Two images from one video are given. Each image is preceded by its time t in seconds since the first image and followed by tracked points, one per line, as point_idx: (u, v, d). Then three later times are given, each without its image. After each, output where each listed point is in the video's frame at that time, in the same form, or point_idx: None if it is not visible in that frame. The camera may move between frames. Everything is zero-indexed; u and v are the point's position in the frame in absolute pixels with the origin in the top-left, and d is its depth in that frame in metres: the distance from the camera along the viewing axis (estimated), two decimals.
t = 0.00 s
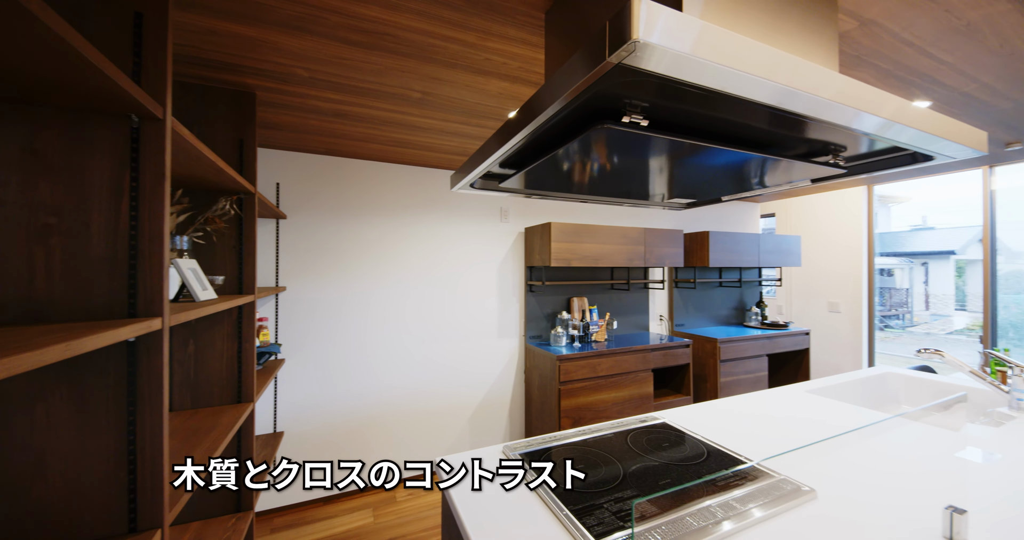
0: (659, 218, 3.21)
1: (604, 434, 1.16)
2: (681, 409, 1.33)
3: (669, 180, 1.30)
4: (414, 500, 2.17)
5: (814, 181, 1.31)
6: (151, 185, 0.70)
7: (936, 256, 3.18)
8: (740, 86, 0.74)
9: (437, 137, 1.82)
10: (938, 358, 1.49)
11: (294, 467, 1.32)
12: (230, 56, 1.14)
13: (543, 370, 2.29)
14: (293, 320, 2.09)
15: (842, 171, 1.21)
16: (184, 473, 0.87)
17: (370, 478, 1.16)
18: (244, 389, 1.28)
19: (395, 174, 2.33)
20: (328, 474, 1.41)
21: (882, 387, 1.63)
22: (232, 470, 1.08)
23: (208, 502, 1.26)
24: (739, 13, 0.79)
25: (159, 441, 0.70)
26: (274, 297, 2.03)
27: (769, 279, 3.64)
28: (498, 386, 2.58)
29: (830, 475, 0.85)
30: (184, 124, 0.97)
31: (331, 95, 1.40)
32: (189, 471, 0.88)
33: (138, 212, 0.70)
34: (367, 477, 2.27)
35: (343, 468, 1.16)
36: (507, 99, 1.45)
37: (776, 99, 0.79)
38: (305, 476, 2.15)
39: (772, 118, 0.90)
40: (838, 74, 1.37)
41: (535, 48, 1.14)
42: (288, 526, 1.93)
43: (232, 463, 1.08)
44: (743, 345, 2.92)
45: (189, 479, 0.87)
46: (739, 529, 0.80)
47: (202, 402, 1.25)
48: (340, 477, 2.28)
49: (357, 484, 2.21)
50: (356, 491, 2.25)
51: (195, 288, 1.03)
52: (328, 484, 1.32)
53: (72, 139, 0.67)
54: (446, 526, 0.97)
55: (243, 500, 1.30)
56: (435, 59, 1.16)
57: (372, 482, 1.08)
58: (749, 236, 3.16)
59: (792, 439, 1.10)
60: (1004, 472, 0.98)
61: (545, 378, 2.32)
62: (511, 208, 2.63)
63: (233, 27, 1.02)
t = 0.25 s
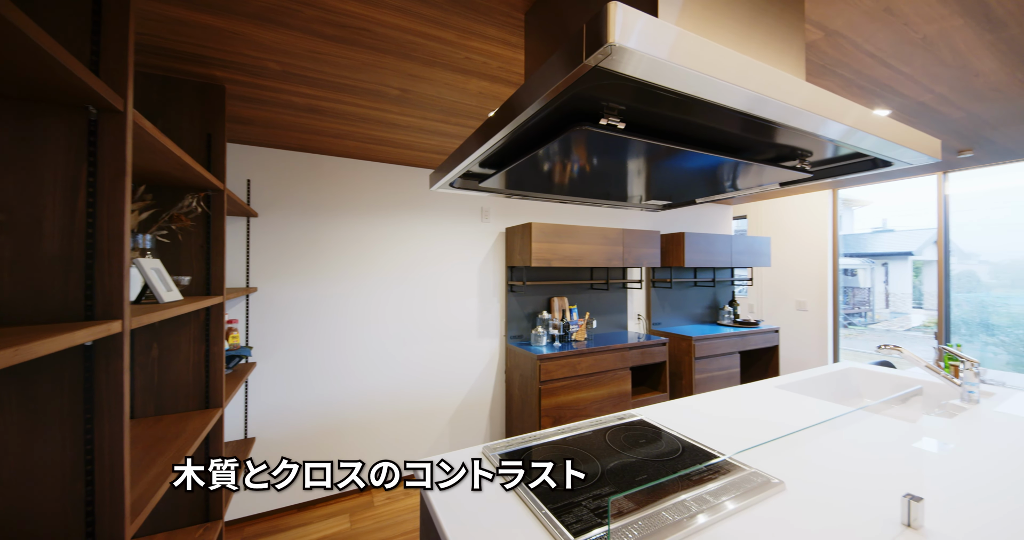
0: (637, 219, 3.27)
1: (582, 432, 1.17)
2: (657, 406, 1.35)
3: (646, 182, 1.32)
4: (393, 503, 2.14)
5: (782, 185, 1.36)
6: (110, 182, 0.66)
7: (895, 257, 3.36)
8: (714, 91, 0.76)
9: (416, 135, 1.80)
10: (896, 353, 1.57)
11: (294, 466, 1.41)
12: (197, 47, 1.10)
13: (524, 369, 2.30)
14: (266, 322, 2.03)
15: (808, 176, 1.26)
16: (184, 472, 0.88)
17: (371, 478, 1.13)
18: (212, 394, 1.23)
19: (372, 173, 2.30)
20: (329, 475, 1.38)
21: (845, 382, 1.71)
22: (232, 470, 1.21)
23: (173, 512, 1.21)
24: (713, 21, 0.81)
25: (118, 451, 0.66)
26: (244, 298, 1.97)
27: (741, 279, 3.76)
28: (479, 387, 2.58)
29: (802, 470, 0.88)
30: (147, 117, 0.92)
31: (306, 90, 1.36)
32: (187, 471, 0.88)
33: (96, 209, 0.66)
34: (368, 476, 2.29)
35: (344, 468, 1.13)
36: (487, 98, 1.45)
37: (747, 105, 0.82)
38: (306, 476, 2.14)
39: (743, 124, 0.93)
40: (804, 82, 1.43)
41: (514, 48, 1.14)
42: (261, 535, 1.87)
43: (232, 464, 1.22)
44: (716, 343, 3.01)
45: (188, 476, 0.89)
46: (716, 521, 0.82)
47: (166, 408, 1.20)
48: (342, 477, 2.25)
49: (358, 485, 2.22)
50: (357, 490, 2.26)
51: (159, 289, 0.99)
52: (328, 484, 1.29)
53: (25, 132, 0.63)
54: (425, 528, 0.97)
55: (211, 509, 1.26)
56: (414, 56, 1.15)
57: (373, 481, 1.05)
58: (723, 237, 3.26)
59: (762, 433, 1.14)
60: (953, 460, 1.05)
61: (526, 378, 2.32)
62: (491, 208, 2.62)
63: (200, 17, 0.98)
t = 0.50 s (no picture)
0: (616, 220, 3.32)
1: (563, 430, 1.18)
2: (634, 403, 1.38)
3: (624, 183, 1.34)
4: (371, 508, 2.10)
5: (754, 188, 1.41)
6: (66, 177, 0.62)
7: (859, 258, 3.53)
8: (689, 96, 0.77)
9: (395, 133, 1.78)
10: (860, 350, 1.64)
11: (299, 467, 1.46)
12: (162, 37, 1.05)
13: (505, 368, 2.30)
14: (237, 324, 1.96)
15: (777, 179, 1.31)
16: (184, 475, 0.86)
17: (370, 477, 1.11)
18: (180, 400, 1.19)
19: (350, 171, 2.26)
20: (330, 475, 1.35)
21: (812, 377, 1.78)
22: (229, 470, 1.33)
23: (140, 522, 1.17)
24: (689, 28, 0.84)
25: (75, 461, 0.63)
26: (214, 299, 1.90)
27: (716, 279, 3.88)
28: (460, 387, 2.56)
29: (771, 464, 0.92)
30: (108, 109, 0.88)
31: (280, 85, 1.33)
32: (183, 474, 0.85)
33: (50, 206, 0.62)
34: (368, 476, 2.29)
35: (343, 468, 1.11)
36: (467, 97, 1.44)
37: (721, 111, 0.84)
38: (305, 476, 2.15)
39: (717, 128, 0.96)
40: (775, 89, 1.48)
41: (494, 48, 1.14)
42: None
43: (229, 465, 1.35)
44: (692, 341, 3.09)
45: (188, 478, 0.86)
46: (690, 514, 0.85)
47: (130, 416, 1.14)
48: (343, 476, 2.21)
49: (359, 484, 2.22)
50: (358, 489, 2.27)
51: (121, 291, 0.95)
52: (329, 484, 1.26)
53: None
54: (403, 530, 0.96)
55: (179, 519, 1.21)
56: (393, 53, 1.14)
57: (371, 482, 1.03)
58: (698, 238, 3.35)
59: (735, 428, 1.18)
60: (911, 449, 1.11)
61: (507, 378, 2.33)
62: (473, 208, 2.61)
63: (166, 6, 0.94)
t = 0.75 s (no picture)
0: (596, 221, 3.37)
1: (543, 429, 1.19)
2: (613, 401, 1.40)
3: (603, 185, 1.36)
4: (348, 513, 2.06)
5: (727, 191, 1.45)
6: (16, 170, 0.59)
7: (826, 258, 3.69)
8: (666, 100, 0.79)
9: (374, 130, 1.75)
10: (826, 346, 1.71)
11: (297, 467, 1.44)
12: (125, 25, 1.00)
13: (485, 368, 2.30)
14: (207, 326, 1.89)
15: (749, 183, 1.36)
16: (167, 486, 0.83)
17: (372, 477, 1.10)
18: (144, 407, 1.13)
19: (328, 169, 2.21)
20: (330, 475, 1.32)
21: (782, 373, 1.85)
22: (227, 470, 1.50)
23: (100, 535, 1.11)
24: (667, 35, 0.86)
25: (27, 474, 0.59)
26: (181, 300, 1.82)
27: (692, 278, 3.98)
28: (440, 389, 2.55)
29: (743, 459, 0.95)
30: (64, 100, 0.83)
31: (253, 79, 1.29)
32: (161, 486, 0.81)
33: None
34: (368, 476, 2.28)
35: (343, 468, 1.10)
36: (447, 96, 1.43)
37: (696, 115, 0.87)
38: (305, 476, 2.16)
39: (692, 132, 0.98)
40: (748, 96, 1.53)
41: (475, 47, 1.14)
42: None
43: (229, 465, 1.53)
44: (669, 339, 3.16)
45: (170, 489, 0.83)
46: (669, 509, 0.87)
47: (88, 424, 1.08)
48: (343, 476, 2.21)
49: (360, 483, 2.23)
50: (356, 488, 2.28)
51: (78, 293, 0.90)
52: (327, 484, 1.23)
53: None
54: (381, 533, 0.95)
55: (144, 530, 1.16)
56: (371, 49, 1.12)
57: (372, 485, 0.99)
58: (675, 239, 3.43)
59: (709, 423, 1.21)
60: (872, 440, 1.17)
61: (488, 378, 2.32)
62: (454, 208, 2.60)
63: None
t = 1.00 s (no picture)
0: (580, 221, 3.40)
1: (527, 429, 1.19)
2: (596, 400, 1.41)
3: (587, 185, 1.38)
4: (330, 518, 2.02)
5: (706, 192, 1.49)
6: None
7: (801, 259, 3.80)
8: (649, 103, 0.80)
9: (356, 128, 1.73)
10: (801, 344, 1.77)
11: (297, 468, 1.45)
12: (95, 16, 0.97)
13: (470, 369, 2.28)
14: (181, 328, 1.83)
15: (727, 185, 1.39)
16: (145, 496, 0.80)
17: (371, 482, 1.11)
18: (113, 413, 1.09)
19: (309, 167, 2.16)
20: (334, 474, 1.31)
21: (759, 370, 1.90)
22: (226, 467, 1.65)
23: None
24: (649, 39, 0.87)
25: None
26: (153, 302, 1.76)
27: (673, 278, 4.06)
28: (424, 390, 2.52)
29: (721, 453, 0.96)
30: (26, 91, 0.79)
31: (229, 73, 1.25)
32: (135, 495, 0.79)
33: None
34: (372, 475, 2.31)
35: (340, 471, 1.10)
36: (431, 94, 1.42)
37: (677, 119, 0.88)
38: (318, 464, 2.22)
39: (673, 135, 1.00)
40: (726, 100, 1.58)
41: (458, 46, 1.14)
42: None
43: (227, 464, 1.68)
44: (651, 338, 3.22)
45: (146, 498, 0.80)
46: (651, 504, 0.88)
47: (52, 431, 1.04)
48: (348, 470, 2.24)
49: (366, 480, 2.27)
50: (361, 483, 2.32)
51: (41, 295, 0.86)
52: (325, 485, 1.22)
53: None
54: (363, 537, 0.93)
55: None
56: (352, 45, 1.10)
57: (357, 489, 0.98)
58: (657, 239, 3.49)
59: (689, 420, 1.23)
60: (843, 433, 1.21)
61: (472, 379, 2.31)
62: (438, 207, 2.58)
63: None
